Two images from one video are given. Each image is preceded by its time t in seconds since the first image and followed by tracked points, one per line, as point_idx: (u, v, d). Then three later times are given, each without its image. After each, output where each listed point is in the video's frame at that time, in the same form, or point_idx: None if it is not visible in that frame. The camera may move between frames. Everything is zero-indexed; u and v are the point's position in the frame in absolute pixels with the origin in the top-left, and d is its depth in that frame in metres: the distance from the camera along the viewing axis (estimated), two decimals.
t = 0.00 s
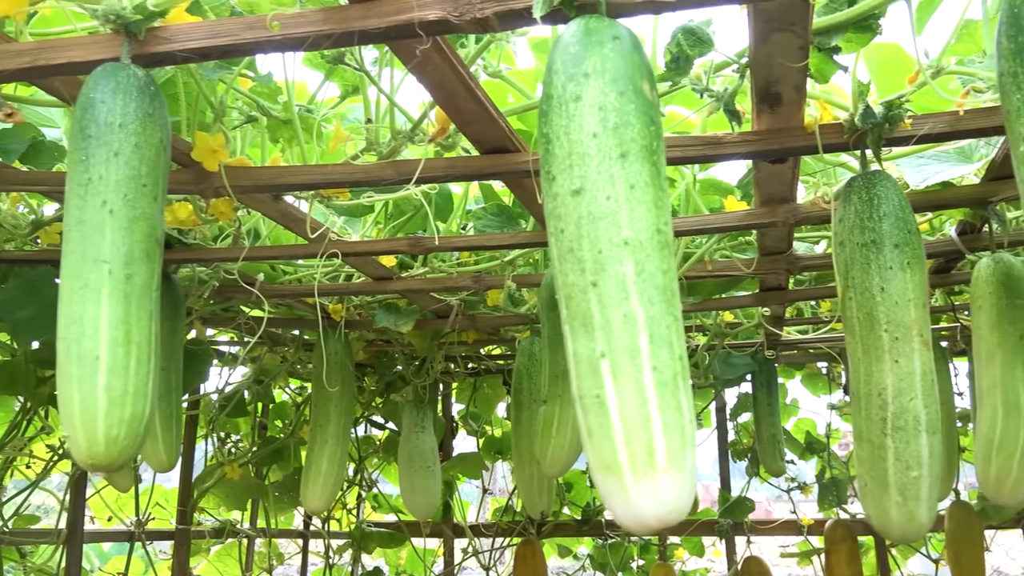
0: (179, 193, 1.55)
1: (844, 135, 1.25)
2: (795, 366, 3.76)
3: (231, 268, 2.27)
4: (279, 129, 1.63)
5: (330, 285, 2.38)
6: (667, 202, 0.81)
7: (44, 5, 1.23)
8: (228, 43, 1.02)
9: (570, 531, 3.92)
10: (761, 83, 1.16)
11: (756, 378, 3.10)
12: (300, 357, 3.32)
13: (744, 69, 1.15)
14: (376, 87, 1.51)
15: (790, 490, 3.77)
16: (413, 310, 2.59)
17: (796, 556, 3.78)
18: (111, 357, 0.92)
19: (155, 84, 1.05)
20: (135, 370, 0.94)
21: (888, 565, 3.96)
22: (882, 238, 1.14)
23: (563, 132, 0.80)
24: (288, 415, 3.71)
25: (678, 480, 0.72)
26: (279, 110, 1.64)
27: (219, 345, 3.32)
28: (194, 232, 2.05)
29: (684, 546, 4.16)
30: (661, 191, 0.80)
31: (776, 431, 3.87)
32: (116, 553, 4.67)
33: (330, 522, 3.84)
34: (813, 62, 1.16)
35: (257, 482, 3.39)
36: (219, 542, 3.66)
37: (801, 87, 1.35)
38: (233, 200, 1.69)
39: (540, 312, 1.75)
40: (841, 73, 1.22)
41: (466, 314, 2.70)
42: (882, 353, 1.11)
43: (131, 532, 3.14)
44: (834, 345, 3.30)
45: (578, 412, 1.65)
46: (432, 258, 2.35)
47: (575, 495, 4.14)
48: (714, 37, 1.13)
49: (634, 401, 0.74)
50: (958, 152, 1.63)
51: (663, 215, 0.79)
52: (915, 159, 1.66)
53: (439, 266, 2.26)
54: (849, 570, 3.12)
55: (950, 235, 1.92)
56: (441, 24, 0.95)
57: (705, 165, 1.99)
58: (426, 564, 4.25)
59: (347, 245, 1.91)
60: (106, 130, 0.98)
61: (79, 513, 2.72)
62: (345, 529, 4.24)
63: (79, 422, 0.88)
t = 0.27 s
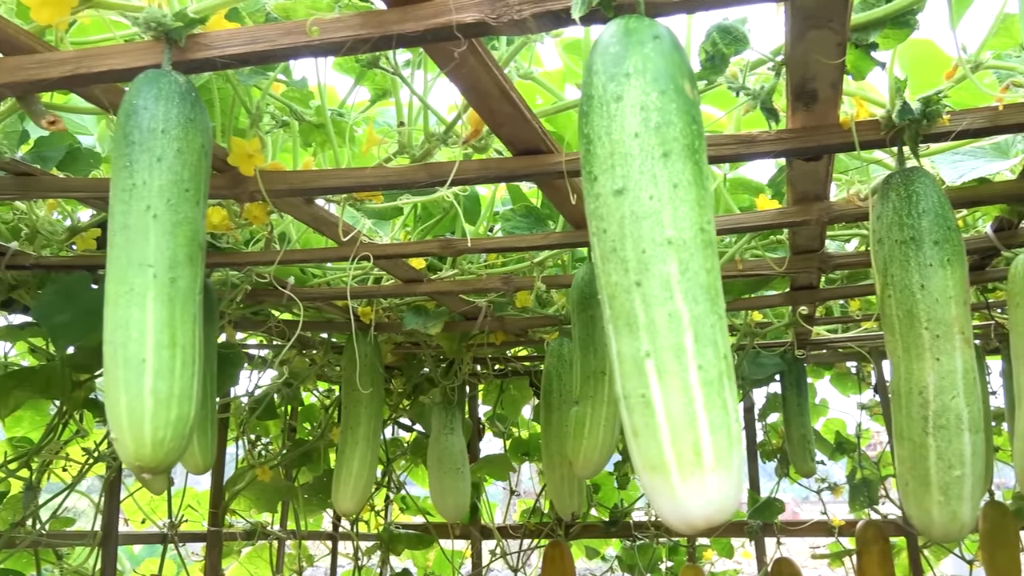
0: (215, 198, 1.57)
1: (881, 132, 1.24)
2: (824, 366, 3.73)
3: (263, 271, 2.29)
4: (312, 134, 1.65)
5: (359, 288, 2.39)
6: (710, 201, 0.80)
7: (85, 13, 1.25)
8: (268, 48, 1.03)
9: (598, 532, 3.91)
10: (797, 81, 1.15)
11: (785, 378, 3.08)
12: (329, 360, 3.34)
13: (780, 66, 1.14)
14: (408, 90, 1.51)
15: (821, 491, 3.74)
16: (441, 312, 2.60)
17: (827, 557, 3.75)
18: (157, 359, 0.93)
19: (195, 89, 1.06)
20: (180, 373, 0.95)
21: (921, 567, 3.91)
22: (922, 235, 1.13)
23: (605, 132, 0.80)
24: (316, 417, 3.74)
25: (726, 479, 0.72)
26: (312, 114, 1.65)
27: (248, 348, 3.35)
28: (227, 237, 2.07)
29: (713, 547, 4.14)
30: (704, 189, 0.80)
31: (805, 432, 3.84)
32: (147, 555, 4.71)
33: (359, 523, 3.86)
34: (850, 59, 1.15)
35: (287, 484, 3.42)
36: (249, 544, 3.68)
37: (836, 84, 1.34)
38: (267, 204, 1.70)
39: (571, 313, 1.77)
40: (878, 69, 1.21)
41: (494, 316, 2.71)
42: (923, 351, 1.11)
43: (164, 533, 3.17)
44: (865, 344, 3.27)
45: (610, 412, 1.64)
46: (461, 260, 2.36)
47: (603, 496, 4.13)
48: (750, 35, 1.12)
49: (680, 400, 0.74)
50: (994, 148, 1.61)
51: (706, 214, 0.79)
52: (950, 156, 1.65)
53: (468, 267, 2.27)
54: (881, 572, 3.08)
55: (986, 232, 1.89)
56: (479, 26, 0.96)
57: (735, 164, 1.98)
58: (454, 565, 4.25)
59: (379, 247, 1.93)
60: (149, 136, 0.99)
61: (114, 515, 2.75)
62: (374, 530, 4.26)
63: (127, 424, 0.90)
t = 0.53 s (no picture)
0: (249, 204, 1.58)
1: (918, 125, 1.23)
2: (856, 363, 3.70)
3: (294, 276, 2.31)
4: (344, 138, 1.66)
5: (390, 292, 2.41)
6: (752, 197, 0.80)
7: (122, 23, 1.27)
8: (304, 54, 1.04)
9: (629, 533, 3.89)
10: (833, 75, 1.14)
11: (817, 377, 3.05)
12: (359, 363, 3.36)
13: (816, 61, 1.13)
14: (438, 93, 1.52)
15: (854, 489, 3.70)
16: (471, 314, 2.61)
17: (862, 557, 3.71)
18: (201, 364, 0.94)
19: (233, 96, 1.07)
20: (224, 377, 0.95)
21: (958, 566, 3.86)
22: (963, 229, 1.12)
23: (645, 130, 0.80)
24: (347, 421, 3.76)
25: (774, 477, 0.71)
26: (343, 119, 1.66)
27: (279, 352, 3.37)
28: (259, 242, 2.09)
29: (745, 547, 4.11)
30: (746, 186, 0.80)
31: (837, 430, 3.80)
32: (181, 559, 4.75)
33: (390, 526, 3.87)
34: (887, 52, 1.14)
35: (319, 487, 3.44)
36: (283, 547, 3.71)
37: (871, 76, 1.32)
38: (300, 209, 1.72)
39: (603, 313, 1.73)
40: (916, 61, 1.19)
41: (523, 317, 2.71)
42: (967, 346, 1.09)
43: (199, 537, 3.19)
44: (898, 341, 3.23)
45: (644, 413, 1.62)
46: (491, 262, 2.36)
47: (634, 497, 4.12)
48: (784, 30, 1.11)
49: (726, 398, 0.73)
50: None
51: (749, 211, 0.79)
52: (986, 149, 1.62)
53: (498, 269, 2.27)
54: (917, 571, 3.04)
55: None
56: (514, 28, 0.96)
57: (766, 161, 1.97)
58: (485, 567, 4.25)
59: (410, 250, 1.93)
60: (190, 143, 1.01)
61: (150, 520, 2.78)
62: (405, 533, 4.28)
63: (172, 429, 0.91)
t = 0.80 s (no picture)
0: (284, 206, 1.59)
1: (961, 120, 1.21)
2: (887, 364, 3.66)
3: (325, 278, 2.32)
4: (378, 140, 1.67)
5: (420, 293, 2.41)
6: (800, 193, 0.80)
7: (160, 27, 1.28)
8: (343, 55, 1.05)
9: (657, 535, 3.87)
10: (874, 70, 1.13)
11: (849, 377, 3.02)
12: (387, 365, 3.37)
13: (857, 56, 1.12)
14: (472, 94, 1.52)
15: (886, 491, 3.66)
16: (500, 315, 2.61)
17: (894, 560, 3.67)
18: (246, 364, 0.94)
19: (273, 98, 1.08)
20: (268, 378, 0.96)
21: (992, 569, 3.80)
22: (1010, 225, 1.10)
23: (691, 126, 0.80)
24: (375, 422, 3.77)
25: (828, 476, 0.70)
26: (376, 121, 1.67)
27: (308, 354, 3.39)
28: (291, 244, 2.11)
29: (775, 549, 4.07)
30: (795, 182, 0.79)
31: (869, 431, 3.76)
32: (211, 559, 4.80)
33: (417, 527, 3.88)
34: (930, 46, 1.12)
35: (348, 489, 3.45)
36: (313, 548, 3.73)
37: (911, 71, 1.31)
38: (333, 211, 1.72)
39: (636, 313, 1.73)
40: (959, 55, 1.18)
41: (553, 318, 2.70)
42: (1014, 344, 1.07)
43: (230, 538, 3.22)
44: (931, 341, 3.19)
45: (679, 413, 1.60)
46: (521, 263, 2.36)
47: (662, 499, 4.10)
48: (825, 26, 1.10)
49: (778, 396, 0.72)
50: None
51: (798, 207, 0.78)
52: None
53: (528, 269, 2.27)
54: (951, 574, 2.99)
55: None
56: (554, 26, 0.96)
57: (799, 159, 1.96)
58: (512, 568, 4.25)
59: (442, 251, 1.94)
60: (232, 145, 1.01)
61: (182, 521, 2.80)
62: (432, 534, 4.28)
63: (218, 429, 0.91)
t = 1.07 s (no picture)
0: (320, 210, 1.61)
1: (1003, 115, 1.19)
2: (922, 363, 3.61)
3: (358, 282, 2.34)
4: (412, 143, 1.68)
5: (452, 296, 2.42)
6: (847, 191, 0.80)
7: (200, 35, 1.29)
8: (382, 60, 1.05)
9: (690, 537, 3.84)
10: (915, 65, 1.12)
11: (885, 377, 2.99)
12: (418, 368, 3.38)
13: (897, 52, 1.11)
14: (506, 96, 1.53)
15: (923, 492, 3.61)
16: (531, 317, 2.61)
17: (931, 561, 3.61)
18: (292, 367, 0.95)
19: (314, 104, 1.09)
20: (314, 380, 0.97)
21: None
22: None
23: (737, 124, 0.80)
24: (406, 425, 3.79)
25: (881, 474, 0.70)
26: (410, 125, 1.68)
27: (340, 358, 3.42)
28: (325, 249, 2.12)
29: (809, 551, 4.03)
30: (842, 180, 0.79)
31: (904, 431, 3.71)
32: (245, 562, 4.84)
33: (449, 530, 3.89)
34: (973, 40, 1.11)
35: (380, 492, 3.46)
36: (346, 551, 3.74)
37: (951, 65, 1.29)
38: (368, 215, 1.73)
39: (670, 313, 1.72)
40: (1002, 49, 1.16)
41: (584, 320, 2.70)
42: None
43: (265, 541, 3.24)
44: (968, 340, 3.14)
45: (715, 414, 1.59)
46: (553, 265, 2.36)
47: (694, 500, 4.07)
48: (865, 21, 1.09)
49: (829, 394, 0.72)
50: None
51: (845, 205, 0.78)
52: None
53: (561, 271, 2.27)
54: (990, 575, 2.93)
55: None
56: (594, 27, 0.96)
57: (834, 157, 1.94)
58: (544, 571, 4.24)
59: (476, 253, 1.94)
60: (276, 150, 1.02)
61: (218, 524, 2.82)
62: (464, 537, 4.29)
63: (266, 431, 0.92)
